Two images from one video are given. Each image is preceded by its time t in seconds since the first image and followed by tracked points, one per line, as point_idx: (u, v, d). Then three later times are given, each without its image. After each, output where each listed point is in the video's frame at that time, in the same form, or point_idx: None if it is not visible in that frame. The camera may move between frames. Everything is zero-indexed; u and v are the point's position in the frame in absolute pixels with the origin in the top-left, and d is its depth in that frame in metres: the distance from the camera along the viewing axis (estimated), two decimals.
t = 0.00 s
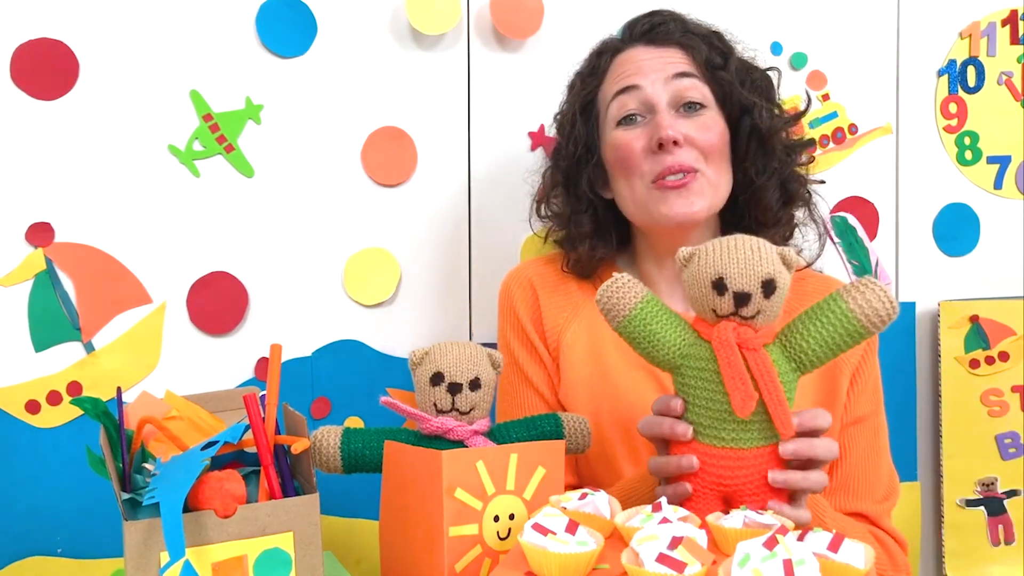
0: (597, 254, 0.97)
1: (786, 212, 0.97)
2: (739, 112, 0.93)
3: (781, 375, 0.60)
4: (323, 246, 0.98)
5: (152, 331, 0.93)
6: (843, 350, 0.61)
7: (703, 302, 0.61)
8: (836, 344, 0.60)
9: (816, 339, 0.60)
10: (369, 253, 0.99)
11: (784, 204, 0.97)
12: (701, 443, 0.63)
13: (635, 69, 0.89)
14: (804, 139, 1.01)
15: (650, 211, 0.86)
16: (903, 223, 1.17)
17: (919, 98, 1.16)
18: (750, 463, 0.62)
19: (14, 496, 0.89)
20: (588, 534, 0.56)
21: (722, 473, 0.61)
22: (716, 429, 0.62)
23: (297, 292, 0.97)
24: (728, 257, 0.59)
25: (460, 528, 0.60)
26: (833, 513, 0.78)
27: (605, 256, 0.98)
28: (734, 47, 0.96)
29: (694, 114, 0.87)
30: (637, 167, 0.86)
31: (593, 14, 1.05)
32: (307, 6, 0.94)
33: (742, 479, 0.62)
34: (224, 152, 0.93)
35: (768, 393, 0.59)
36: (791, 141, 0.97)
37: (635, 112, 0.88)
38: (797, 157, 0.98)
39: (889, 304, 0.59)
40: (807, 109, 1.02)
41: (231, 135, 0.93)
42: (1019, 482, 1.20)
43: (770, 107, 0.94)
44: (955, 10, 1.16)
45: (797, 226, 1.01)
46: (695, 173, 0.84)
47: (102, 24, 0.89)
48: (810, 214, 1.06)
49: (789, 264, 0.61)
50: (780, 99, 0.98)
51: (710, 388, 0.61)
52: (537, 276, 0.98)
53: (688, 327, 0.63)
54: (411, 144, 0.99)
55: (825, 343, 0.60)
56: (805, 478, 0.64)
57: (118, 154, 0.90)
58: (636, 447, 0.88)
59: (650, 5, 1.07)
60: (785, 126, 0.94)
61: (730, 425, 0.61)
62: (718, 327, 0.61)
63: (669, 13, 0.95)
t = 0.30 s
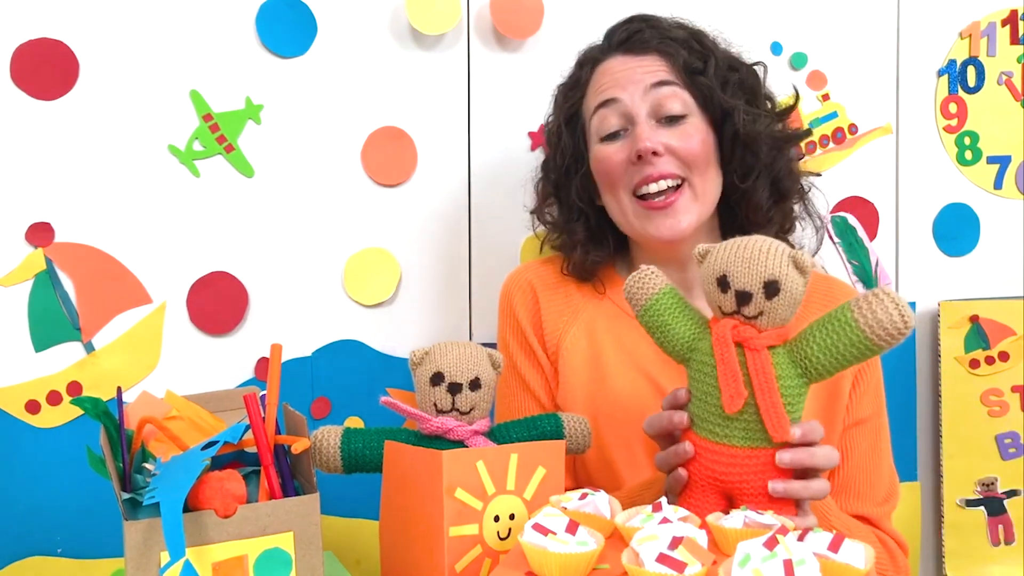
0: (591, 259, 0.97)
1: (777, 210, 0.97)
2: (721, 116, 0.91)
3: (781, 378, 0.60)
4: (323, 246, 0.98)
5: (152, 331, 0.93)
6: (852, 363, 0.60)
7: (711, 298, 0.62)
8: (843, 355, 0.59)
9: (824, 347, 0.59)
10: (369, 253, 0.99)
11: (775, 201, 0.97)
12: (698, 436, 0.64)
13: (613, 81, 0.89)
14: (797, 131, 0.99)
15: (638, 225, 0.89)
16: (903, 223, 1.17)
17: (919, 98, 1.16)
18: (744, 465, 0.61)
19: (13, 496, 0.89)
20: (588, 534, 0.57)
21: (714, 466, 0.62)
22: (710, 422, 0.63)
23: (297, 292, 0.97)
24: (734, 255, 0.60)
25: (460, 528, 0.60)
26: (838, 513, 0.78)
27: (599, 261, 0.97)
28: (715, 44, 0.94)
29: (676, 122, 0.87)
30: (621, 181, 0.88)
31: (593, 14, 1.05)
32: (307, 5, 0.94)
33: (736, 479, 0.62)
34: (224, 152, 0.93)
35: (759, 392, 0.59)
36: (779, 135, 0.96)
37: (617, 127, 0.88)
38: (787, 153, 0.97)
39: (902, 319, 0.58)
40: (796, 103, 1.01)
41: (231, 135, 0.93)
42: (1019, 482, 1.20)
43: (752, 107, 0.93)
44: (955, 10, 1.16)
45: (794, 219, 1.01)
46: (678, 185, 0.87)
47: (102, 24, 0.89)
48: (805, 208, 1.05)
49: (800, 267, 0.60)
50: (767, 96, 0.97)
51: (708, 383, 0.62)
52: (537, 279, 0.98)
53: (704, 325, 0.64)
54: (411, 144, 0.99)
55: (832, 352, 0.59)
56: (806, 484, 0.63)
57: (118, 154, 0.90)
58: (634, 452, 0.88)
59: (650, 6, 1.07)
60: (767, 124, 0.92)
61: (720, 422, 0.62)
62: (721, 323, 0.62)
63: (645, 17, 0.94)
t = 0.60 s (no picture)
0: (586, 261, 0.97)
1: (772, 211, 0.97)
2: (715, 119, 0.91)
3: (789, 385, 0.59)
4: (323, 246, 0.98)
5: (152, 331, 0.93)
6: (864, 379, 0.59)
7: (732, 296, 0.62)
8: (856, 369, 0.58)
9: (837, 360, 0.58)
10: (369, 253, 0.99)
11: (770, 202, 0.97)
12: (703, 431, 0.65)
13: (607, 85, 0.88)
14: (793, 130, 0.98)
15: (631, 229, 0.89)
16: (903, 223, 1.17)
17: (919, 98, 1.16)
18: (745, 465, 0.61)
19: (13, 496, 0.89)
20: (588, 534, 0.57)
21: (716, 463, 0.63)
22: (715, 419, 0.63)
23: (297, 292, 0.97)
24: (757, 256, 0.59)
25: (460, 528, 0.60)
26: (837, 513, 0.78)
27: (593, 263, 0.97)
28: (709, 44, 0.93)
29: (670, 125, 0.87)
30: (615, 184, 0.88)
31: (593, 15, 1.05)
32: (307, 6, 0.94)
33: (736, 478, 0.62)
34: (224, 152, 0.93)
35: (766, 398, 0.59)
36: (774, 136, 0.96)
37: (610, 130, 0.88)
38: (782, 154, 0.97)
39: (919, 341, 0.56)
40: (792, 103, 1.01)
41: (231, 135, 0.93)
42: (1019, 482, 1.20)
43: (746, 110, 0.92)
44: (955, 10, 1.16)
45: (791, 222, 1.00)
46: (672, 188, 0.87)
47: (101, 24, 0.89)
48: (801, 208, 1.04)
49: (824, 275, 0.59)
50: (762, 96, 0.97)
51: (718, 380, 0.62)
52: (535, 281, 0.98)
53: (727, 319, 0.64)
54: (411, 144, 0.99)
55: (846, 365, 0.58)
56: (804, 486, 0.62)
57: (118, 154, 0.90)
58: (631, 455, 0.88)
59: (650, 6, 1.07)
60: (761, 127, 0.92)
61: (726, 421, 0.62)
62: (738, 322, 0.62)
63: (638, 19, 0.93)
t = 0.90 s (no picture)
0: (587, 262, 0.97)
1: (776, 213, 0.97)
2: (722, 122, 0.92)
3: (790, 376, 0.60)
4: (323, 246, 0.98)
5: (152, 331, 0.93)
6: (863, 362, 0.59)
7: (721, 295, 0.62)
8: (853, 354, 0.59)
9: (835, 347, 0.59)
10: (369, 252, 0.99)
11: (774, 205, 0.97)
12: (707, 433, 0.64)
13: (614, 85, 0.88)
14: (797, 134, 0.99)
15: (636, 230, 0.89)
16: (903, 223, 1.17)
17: (919, 98, 1.16)
18: (753, 463, 0.61)
19: (13, 496, 0.89)
20: (588, 534, 0.57)
21: (724, 464, 0.62)
22: (714, 419, 0.63)
23: (297, 292, 0.97)
24: (743, 253, 0.59)
25: (459, 528, 0.60)
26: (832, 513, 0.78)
27: (595, 263, 0.97)
28: (716, 46, 0.93)
29: (678, 127, 0.87)
30: (622, 186, 0.88)
31: (593, 15, 1.05)
32: (307, 6, 0.94)
33: (743, 477, 0.62)
34: (224, 152, 0.93)
35: (770, 391, 0.59)
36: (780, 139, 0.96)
37: (617, 131, 0.87)
38: (787, 157, 0.97)
39: (913, 319, 0.57)
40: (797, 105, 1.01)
41: (231, 135, 0.93)
42: (1019, 482, 1.20)
43: (753, 114, 0.93)
44: (955, 10, 1.16)
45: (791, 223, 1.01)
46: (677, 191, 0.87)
47: (102, 24, 0.89)
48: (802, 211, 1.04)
49: (812, 265, 0.59)
50: (768, 99, 0.97)
51: (716, 381, 0.62)
52: (534, 282, 0.98)
53: (714, 320, 0.64)
54: (411, 144, 0.99)
55: (842, 351, 0.59)
56: (811, 476, 0.63)
57: (118, 154, 0.90)
58: (630, 456, 0.88)
59: (650, 6, 1.07)
60: (769, 131, 0.93)
61: (729, 420, 0.61)
62: (730, 321, 0.61)
63: (646, 19, 0.93)
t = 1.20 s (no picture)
0: (590, 260, 0.97)
1: (779, 216, 0.97)
2: (729, 124, 0.92)
3: (788, 375, 0.60)
4: (323, 246, 0.98)
5: (152, 331, 0.93)
6: (859, 358, 0.60)
7: (716, 295, 0.62)
8: (849, 350, 0.59)
9: (832, 343, 0.59)
10: (369, 252, 0.99)
11: (778, 207, 0.97)
12: (707, 435, 0.63)
13: (623, 84, 0.88)
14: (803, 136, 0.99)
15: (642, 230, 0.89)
16: (903, 223, 1.17)
17: (919, 98, 1.16)
18: (753, 463, 0.61)
19: (13, 496, 0.89)
20: (588, 534, 0.57)
21: (724, 466, 0.62)
22: (713, 420, 0.62)
23: (297, 292, 0.97)
24: (736, 253, 0.59)
25: (460, 528, 0.60)
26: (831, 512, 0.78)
27: (597, 262, 0.97)
28: (726, 47, 0.93)
29: (685, 128, 0.87)
30: (629, 185, 0.87)
31: (594, 14, 1.05)
32: (307, 6, 0.94)
33: (743, 477, 0.61)
34: (224, 152, 0.93)
35: (769, 391, 0.59)
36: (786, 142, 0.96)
37: (624, 129, 0.87)
38: (791, 160, 0.97)
39: (908, 315, 0.58)
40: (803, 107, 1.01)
41: (231, 135, 0.93)
42: (1019, 482, 1.20)
43: (760, 117, 0.93)
44: (955, 10, 1.16)
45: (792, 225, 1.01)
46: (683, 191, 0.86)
47: (102, 24, 0.89)
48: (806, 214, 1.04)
49: (805, 262, 0.60)
50: (774, 100, 0.97)
51: (713, 382, 0.62)
52: (534, 281, 0.98)
53: (709, 322, 0.64)
54: (411, 144, 0.99)
55: (838, 348, 0.59)
56: (811, 474, 0.63)
57: (118, 154, 0.90)
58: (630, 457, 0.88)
59: (650, 6, 1.07)
60: (775, 134, 0.93)
61: (728, 421, 0.61)
62: (726, 321, 0.61)
63: (657, 19, 0.93)
